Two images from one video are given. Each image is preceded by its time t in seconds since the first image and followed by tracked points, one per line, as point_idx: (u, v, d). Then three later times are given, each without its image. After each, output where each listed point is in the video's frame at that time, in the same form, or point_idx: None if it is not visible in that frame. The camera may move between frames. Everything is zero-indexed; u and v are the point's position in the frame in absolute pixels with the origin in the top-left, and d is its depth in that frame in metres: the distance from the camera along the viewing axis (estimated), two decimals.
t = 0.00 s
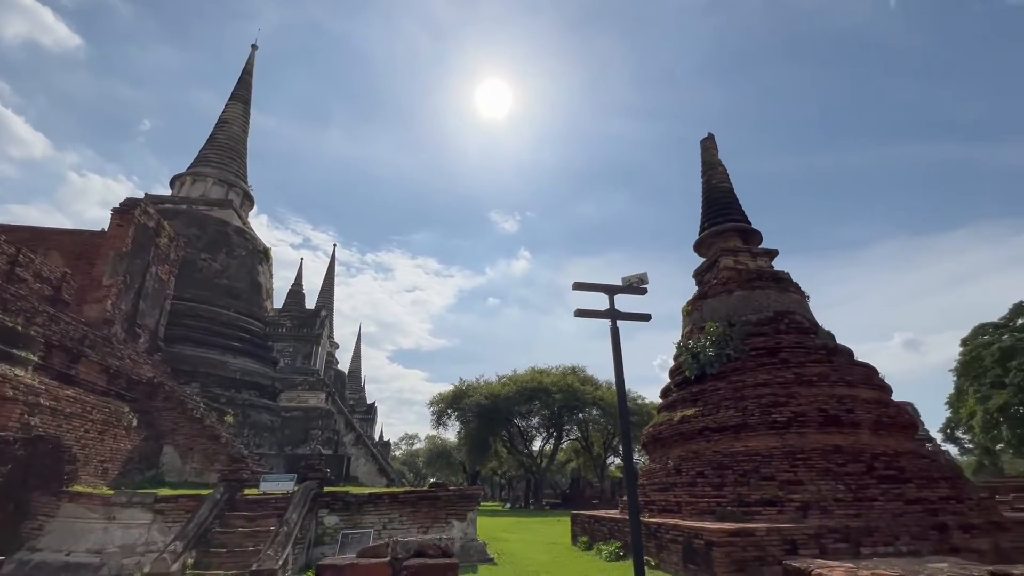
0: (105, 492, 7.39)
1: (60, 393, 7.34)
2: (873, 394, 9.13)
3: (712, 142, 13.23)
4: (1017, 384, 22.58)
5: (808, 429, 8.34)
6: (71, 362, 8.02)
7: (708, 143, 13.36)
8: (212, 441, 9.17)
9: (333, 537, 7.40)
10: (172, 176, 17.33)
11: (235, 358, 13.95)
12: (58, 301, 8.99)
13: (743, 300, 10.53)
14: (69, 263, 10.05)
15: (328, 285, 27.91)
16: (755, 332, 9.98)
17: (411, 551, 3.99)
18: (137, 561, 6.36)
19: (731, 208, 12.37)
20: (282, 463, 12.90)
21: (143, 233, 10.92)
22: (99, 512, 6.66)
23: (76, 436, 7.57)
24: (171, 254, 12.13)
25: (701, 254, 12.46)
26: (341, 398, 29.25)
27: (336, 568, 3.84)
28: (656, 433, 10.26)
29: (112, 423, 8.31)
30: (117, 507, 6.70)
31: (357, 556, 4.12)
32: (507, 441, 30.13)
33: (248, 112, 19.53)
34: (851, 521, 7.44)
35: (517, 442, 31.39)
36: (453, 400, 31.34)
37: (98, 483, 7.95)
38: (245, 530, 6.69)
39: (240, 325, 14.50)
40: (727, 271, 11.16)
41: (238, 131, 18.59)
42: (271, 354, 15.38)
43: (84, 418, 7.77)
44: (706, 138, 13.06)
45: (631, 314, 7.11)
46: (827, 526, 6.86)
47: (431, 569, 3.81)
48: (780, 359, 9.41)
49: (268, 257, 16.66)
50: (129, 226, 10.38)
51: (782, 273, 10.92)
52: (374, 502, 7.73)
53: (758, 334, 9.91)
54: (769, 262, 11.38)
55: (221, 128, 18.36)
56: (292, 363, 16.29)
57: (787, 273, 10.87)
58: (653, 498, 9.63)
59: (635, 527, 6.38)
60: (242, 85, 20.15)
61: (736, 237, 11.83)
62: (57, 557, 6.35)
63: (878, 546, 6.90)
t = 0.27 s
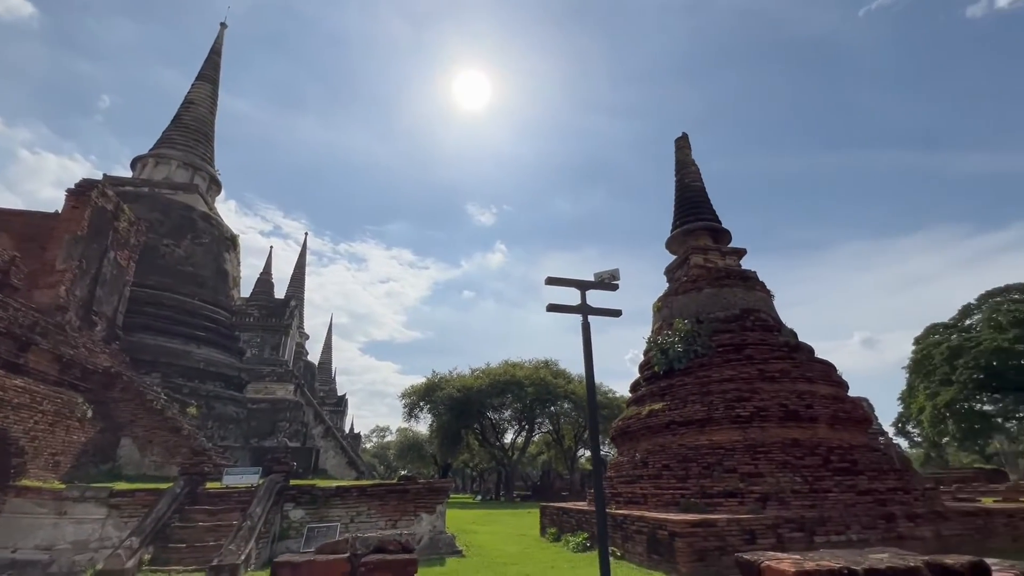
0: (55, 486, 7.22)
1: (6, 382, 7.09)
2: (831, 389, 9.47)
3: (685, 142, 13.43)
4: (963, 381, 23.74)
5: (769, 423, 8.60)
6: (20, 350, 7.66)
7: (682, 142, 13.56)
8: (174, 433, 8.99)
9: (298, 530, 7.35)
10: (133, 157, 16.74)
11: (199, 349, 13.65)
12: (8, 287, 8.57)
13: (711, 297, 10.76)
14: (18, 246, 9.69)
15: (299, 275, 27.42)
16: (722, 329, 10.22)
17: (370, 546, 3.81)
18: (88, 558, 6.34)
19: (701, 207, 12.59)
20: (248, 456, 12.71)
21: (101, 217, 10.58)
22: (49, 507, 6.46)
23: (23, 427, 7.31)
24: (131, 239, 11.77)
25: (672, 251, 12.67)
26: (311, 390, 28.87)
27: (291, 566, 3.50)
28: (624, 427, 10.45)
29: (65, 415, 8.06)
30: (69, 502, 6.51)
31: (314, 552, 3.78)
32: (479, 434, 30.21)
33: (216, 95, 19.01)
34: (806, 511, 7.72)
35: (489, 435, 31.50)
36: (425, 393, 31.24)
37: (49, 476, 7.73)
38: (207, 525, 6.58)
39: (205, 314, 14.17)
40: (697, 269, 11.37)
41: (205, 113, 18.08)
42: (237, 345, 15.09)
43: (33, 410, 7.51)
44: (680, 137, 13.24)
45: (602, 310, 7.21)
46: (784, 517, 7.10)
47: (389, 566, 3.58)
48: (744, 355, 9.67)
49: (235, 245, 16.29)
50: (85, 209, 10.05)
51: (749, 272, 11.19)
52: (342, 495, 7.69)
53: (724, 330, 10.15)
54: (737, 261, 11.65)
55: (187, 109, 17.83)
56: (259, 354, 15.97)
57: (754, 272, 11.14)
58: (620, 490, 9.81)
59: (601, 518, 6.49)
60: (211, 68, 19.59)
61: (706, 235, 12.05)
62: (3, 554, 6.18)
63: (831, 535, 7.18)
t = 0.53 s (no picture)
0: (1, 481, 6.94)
1: None
2: (791, 385, 9.77)
3: (659, 140, 13.58)
4: (913, 378, 24.79)
5: (732, 417, 8.84)
6: None
7: (656, 140, 13.70)
8: (131, 426, 8.75)
9: (261, 525, 7.24)
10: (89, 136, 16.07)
11: (160, 338, 13.28)
12: None
13: (680, 294, 10.96)
14: None
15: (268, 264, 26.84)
16: (690, 325, 10.42)
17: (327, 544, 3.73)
18: (37, 556, 6.16)
19: (673, 205, 12.77)
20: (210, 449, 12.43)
21: (53, 198, 10.16)
22: None
23: None
24: (87, 222, 11.34)
25: (644, 248, 12.82)
26: (279, 381, 28.36)
27: (244, 565, 3.39)
28: (594, 420, 10.59)
29: (11, 406, 7.80)
30: (14, 497, 6.15)
31: (269, 551, 3.73)
32: (450, 427, 30.16)
33: (181, 75, 18.38)
34: (765, 503, 7.95)
35: (461, 428, 31.48)
36: (397, 385, 31.02)
37: None
38: (164, 520, 6.41)
39: (166, 302, 13.79)
40: (668, 266, 11.55)
41: (168, 93, 17.47)
42: (201, 334, 14.73)
43: None
44: (654, 135, 13.38)
45: (574, 305, 7.27)
46: (744, 508, 7.30)
47: (345, 565, 3.52)
48: (711, 351, 9.88)
49: (200, 230, 15.86)
50: (36, 190, 9.65)
51: (717, 270, 11.42)
52: (307, 489, 7.60)
53: (692, 327, 10.35)
54: (707, 259, 11.86)
55: (149, 87, 17.19)
56: (224, 344, 15.65)
57: (723, 271, 11.37)
58: (587, 482, 9.95)
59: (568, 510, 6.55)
60: (177, 47, 18.93)
61: (677, 233, 12.22)
62: None
63: (787, 525, 7.42)
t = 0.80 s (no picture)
0: None
1: None
2: (753, 380, 10.05)
3: (633, 138, 13.71)
4: (867, 374, 25.75)
5: (696, 411, 9.04)
6: None
7: (630, 138, 13.82)
8: (83, 418, 8.45)
9: (221, 520, 7.09)
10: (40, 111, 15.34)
11: (117, 326, 12.83)
12: None
13: (649, 291, 11.12)
14: None
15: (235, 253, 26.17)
16: (659, 321, 10.59)
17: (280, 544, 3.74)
18: None
19: (645, 203, 12.92)
20: (169, 442, 12.11)
21: None
22: None
23: None
24: (37, 204, 10.84)
25: (616, 245, 12.95)
26: (244, 372, 27.76)
27: (190, 566, 3.31)
28: (562, 414, 10.70)
29: None
30: None
31: (220, 552, 3.70)
32: (421, 419, 30.03)
33: (142, 52, 17.68)
34: (725, 494, 8.15)
35: (432, 420, 31.36)
36: (367, 377, 30.71)
37: None
38: (117, 516, 6.23)
39: (123, 289, 13.32)
40: (638, 263, 11.69)
41: (126, 69, 16.78)
42: (161, 323, 14.29)
43: None
44: (628, 133, 13.49)
45: (543, 300, 7.30)
46: (705, 500, 7.48)
47: (298, 564, 3.48)
48: (678, 347, 10.07)
49: (161, 215, 15.39)
50: None
51: (686, 268, 11.62)
52: (270, 483, 7.48)
53: (660, 323, 10.51)
54: (676, 257, 12.05)
55: (106, 62, 16.48)
56: (185, 334, 14.41)
57: (691, 269, 11.58)
58: (555, 475, 10.05)
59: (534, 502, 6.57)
60: (139, 23, 18.19)
61: (648, 231, 12.37)
62: None
63: (745, 516, 7.63)
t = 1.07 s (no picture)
0: None
1: None
2: (717, 376, 10.28)
3: (607, 135, 13.78)
4: (825, 370, 26.71)
5: (662, 406, 9.20)
6: None
7: (605, 135, 13.89)
8: (31, 411, 8.10)
9: (178, 516, 6.92)
10: None
11: (68, 314, 12.32)
12: None
13: (620, 287, 11.24)
14: None
15: (198, 239, 25.39)
16: (628, 318, 10.72)
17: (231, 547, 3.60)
18: None
19: (618, 201, 13.02)
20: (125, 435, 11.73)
21: None
22: None
23: None
24: None
25: (588, 241, 13.03)
26: (207, 363, 27.04)
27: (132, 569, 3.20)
28: (532, 408, 10.75)
29: None
30: None
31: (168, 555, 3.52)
32: (391, 411, 29.78)
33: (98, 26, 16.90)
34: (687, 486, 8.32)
35: (402, 413, 31.13)
36: (335, 369, 30.28)
37: None
38: (65, 513, 6.01)
39: (75, 275, 12.79)
40: (610, 259, 11.79)
41: (78, 40, 16.00)
42: (117, 311, 13.78)
43: None
44: (602, 129, 13.57)
45: (515, 296, 7.30)
46: (667, 493, 7.63)
47: (250, 568, 3.42)
48: (645, 343, 10.21)
49: (119, 198, 14.82)
50: None
51: (656, 265, 11.78)
52: (231, 478, 7.32)
53: (630, 319, 10.64)
54: (647, 254, 12.19)
55: (57, 34, 15.68)
56: (144, 323, 14.00)
57: (661, 266, 11.75)
58: (523, 468, 10.10)
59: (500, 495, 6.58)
60: None
61: (620, 227, 12.48)
62: None
63: (706, 508, 7.81)
